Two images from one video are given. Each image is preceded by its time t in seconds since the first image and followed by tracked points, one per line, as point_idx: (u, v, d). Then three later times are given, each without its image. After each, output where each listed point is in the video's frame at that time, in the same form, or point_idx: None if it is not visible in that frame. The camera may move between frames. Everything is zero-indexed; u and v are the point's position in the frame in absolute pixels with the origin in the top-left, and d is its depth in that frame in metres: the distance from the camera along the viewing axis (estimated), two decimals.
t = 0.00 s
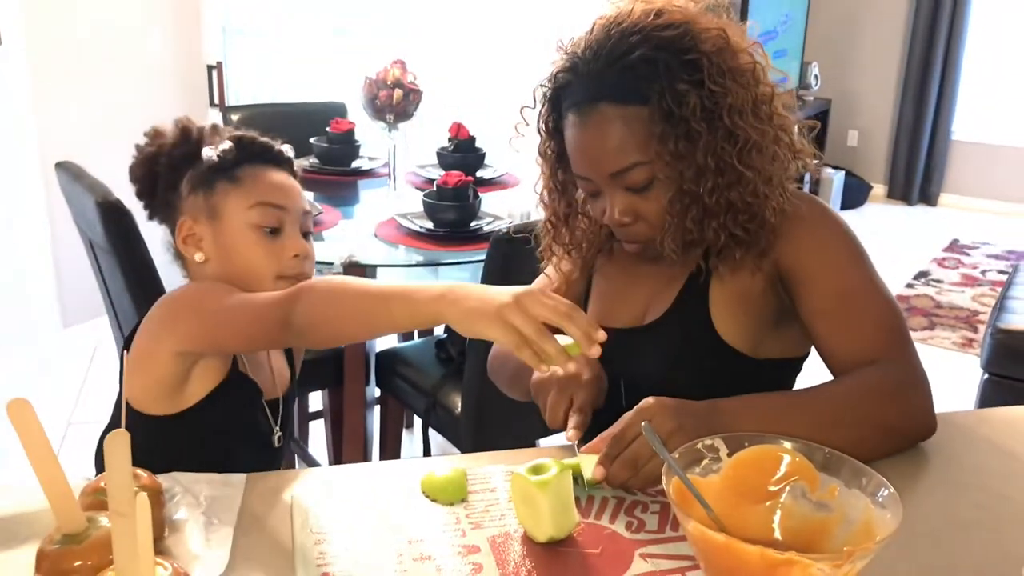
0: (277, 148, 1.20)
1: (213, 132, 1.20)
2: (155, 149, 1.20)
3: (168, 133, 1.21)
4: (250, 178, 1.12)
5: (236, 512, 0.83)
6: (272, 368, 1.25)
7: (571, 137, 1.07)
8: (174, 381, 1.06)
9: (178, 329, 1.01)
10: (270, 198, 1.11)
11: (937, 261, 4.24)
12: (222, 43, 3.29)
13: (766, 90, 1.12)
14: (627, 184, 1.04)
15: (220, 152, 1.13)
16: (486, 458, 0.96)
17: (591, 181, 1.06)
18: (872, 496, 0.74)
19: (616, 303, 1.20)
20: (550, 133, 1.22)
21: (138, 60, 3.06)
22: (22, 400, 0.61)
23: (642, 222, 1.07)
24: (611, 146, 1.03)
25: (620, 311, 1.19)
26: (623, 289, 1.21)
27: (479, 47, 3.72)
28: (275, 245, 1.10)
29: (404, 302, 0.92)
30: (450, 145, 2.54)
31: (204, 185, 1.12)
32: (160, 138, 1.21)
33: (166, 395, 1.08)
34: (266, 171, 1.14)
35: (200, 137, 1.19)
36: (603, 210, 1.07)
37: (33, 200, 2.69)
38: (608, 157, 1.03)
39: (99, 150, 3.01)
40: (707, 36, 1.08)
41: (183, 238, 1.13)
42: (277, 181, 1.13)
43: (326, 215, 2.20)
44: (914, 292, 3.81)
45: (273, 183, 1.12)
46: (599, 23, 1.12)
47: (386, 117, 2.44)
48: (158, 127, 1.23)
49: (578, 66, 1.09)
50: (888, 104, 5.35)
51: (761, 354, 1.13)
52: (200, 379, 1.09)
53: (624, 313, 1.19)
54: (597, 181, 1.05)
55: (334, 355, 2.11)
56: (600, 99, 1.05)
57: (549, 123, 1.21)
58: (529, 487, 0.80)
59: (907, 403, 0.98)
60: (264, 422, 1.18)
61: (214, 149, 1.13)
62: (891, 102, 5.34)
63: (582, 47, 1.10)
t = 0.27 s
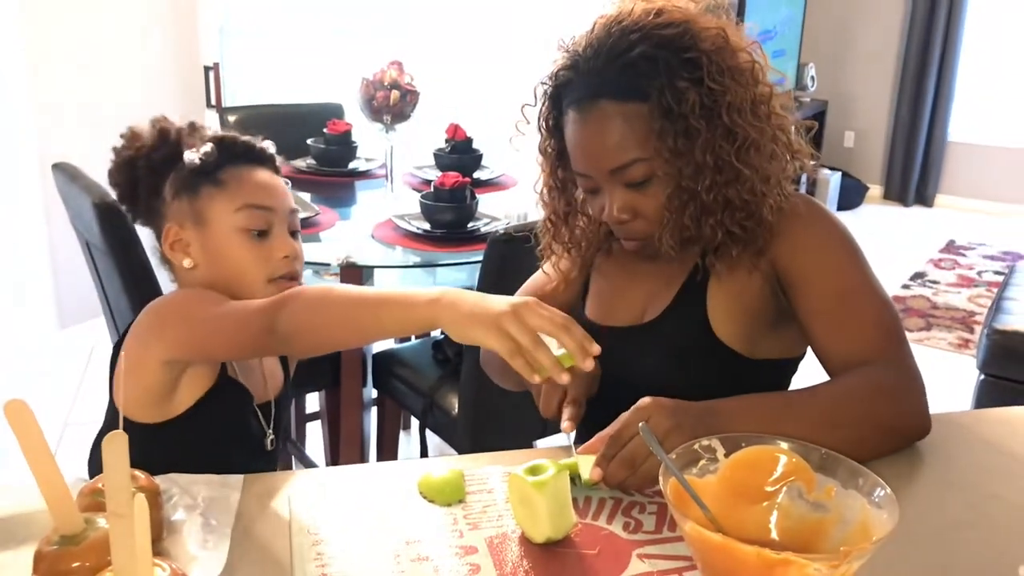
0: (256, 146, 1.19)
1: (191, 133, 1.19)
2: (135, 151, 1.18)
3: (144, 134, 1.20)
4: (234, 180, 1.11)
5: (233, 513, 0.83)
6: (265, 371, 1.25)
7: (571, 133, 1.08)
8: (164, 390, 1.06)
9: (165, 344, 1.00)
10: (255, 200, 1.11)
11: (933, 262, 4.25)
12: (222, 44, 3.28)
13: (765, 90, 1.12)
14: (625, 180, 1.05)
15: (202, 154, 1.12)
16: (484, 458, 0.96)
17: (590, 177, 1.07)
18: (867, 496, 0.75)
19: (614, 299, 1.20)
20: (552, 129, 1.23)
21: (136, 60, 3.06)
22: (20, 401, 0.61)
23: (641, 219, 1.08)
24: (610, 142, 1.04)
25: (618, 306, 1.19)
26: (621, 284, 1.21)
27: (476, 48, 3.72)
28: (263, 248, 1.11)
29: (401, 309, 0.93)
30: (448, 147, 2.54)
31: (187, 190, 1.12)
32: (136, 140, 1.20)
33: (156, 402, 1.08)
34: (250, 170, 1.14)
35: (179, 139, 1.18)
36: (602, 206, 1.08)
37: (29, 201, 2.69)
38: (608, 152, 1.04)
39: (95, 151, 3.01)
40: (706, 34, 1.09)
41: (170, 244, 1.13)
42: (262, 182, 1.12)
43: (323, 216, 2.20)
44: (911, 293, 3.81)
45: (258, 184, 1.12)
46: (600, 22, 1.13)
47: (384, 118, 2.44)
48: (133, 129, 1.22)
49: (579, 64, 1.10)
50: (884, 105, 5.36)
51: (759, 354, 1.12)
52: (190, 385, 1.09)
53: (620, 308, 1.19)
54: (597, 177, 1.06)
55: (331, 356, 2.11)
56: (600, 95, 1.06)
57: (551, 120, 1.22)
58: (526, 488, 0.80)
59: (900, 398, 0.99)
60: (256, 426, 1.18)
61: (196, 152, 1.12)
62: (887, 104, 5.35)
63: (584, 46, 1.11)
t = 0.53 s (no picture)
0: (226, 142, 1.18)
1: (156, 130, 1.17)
2: (98, 150, 1.16)
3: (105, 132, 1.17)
4: (210, 183, 1.10)
5: (227, 514, 0.82)
6: (250, 377, 1.26)
7: (574, 133, 1.08)
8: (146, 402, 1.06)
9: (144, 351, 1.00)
10: (234, 205, 1.10)
11: (929, 262, 4.26)
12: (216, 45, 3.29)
13: (765, 89, 1.13)
14: (628, 178, 1.05)
15: (176, 157, 1.10)
16: (480, 458, 0.96)
17: (593, 176, 1.07)
18: (863, 496, 0.75)
19: (617, 299, 1.20)
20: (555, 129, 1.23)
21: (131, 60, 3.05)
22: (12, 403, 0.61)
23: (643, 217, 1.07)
24: (613, 141, 1.03)
25: (621, 305, 1.19)
26: (624, 283, 1.21)
27: (472, 48, 3.72)
28: (242, 254, 1.11)
29: (393, 304, 0.92)
30: (443, 147, 2.54)
31: (161, 194, 1.11)
32: (99, 136, 1.17)
33: (140, 412, 1.07)
34: (227, 171, 1.13)
35: (147, 138, 1.16)
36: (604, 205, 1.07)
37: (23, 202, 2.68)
38: (611, 150, 1.03)
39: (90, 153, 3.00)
40: (707, 34, 1.09)
41: (144, 251, 1.12)
42: (238, 183, 1.12)
43: (318, 217, 2.20)
44: (907, 293, 3.82)
45: (234, 185, 1.12)
46: (602, 23, 1.13)
47: (379, 118, 2.44)
48: (95, 126, 1.19)
49: (581, 64, 1.10)
50: (880, 105, 5.36)
51: (759, 353, 1.12)
52: (174, 396, 1.09)
53: (622, 307, 1.19)
54: (599, 176, 1.06)
55: (326, 357, 2.11)
56: (603, 94, 1.05)
57: (553, 120, 1.21)
58: (521, 488, 0.80)
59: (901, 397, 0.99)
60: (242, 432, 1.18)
61: (170, 156, 1.10)
62: (882, 104, 5.36)
63: (586, 45, 1.11)
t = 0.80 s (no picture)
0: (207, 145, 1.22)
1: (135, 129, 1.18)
2: (75, 143, 1.14)
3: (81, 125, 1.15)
4: (205, 191, 1.15)
5: (222, 514, 0.82)
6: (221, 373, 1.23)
7: (579, 124, 1.07)
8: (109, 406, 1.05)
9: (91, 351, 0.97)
10: (228, 213, 1.14)
11: (925, 261, 4.26)
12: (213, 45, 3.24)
13: (772, 89, 1.13)
14: (631, 172, 1.04)
15: (176, 166, 1.14)
16: (477, 457, 0.96)
17: (595, 168, 1.07)
18: (859, 494, 0.75)
19: (618, 294, 1.20)
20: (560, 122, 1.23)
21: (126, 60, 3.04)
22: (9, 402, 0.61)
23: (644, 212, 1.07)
24: (616, 133, 1.03)
25: (621, 301, 1.19)
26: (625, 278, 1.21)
27: (468, 48, 3.72)
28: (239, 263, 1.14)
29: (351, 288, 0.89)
30: (439, 146, 2.54)
31: (156, 198, 1.13)
32: (71, 127, 1.15)
33: (103, 423, 1.06)
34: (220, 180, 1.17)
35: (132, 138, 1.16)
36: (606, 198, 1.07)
37: (19, 202, 2.68)
38: (615, 143, 1.03)
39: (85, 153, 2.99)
40: (716, 32, 1.10)
41: (134, 254, 1.13)
42: (231, 190, 1.16)
43: (315, 216, 2.19)
44: (903, 292, 3.82)
45: (226, 193, 1.16)
46: (612, 16, 1.13)
47: (375, 117, 2.44)
48: (64, 118, 1.17)
49: (589, 57, 1.10)
50: (876, 105, 5.37)
51: (757, 352, 1.12)
52: (136, 406, 1.08)
53: (622, 303, 1.19)
54: (602, 169, 1.06)
55: (323, 357, 2.11)
56: (608, 86, 1.05)
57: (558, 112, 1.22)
58: (518, 488, 0.80)
59: (900, 395, 0.99)
60: (220, 433, 1.17)
61: (170, 164, 1.13)
62: (879, 103, 5.36)
63: (594, 38, 1.11)
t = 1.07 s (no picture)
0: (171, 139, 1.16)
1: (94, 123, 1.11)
2: (40, 145, 1.06)
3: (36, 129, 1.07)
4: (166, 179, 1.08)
5: (220, 515, 0.82)
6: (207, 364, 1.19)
7: (584, 111, 1.08)
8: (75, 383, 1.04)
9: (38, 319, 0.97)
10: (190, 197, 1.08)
11: (923, 259, 4.27)
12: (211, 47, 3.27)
13: (782, 94, 1.13)
14: (632, 164, 1.04)
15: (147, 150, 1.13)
16: (475, 457, 0.96)
17: (596, 157, 1.07)
18: (856, 492, 0.75)
19: (613, 289, 1.20)
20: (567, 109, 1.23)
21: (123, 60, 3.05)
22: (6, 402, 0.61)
23: (642, 205, 1.07)
24: (620, 122, 1.03)
25: (619, 296, 1.19)
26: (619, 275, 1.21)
27: (466, 47, 3.72)
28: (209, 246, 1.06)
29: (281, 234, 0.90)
30: (437, 146, 2.53)
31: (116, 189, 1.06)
32: (25, 129, 1.08)
33: (69, 407, 1.05)
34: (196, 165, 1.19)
35: (93, 133, 1.09)
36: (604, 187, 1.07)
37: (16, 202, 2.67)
38: (618, 132, 1.03)
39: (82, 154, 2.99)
40: (730, 32, 1.10)
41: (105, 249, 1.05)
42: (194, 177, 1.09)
43: (313, 216, 2.19)
44: (902, 290, 3.82)
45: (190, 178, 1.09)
46: (628, 7, 1.13)
47: (373, 117, 2.44)
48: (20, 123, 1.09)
49: (602, 45, 1.10)
50: (874, 103, 5.37)
51: (755, 350, 1.13)
52: (94, 387, 1.06)
53: (619, 299, 1.19)
54: (603, 157, 1.06)
55: (321, 356, 2.11)
56: (617, 77, 1.06)
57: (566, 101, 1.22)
58: (516, 488, 0.80)
59: (895, 395, 0.99)
60: (195, 426, 1.14)
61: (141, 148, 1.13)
62: (877, 101, 5.36)
63: (609, 28, 1.12)
